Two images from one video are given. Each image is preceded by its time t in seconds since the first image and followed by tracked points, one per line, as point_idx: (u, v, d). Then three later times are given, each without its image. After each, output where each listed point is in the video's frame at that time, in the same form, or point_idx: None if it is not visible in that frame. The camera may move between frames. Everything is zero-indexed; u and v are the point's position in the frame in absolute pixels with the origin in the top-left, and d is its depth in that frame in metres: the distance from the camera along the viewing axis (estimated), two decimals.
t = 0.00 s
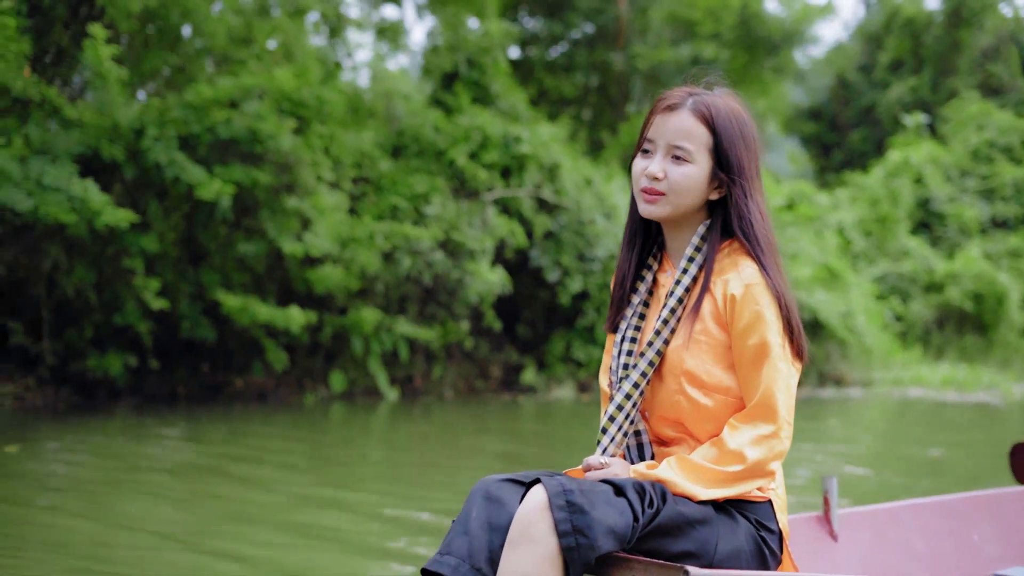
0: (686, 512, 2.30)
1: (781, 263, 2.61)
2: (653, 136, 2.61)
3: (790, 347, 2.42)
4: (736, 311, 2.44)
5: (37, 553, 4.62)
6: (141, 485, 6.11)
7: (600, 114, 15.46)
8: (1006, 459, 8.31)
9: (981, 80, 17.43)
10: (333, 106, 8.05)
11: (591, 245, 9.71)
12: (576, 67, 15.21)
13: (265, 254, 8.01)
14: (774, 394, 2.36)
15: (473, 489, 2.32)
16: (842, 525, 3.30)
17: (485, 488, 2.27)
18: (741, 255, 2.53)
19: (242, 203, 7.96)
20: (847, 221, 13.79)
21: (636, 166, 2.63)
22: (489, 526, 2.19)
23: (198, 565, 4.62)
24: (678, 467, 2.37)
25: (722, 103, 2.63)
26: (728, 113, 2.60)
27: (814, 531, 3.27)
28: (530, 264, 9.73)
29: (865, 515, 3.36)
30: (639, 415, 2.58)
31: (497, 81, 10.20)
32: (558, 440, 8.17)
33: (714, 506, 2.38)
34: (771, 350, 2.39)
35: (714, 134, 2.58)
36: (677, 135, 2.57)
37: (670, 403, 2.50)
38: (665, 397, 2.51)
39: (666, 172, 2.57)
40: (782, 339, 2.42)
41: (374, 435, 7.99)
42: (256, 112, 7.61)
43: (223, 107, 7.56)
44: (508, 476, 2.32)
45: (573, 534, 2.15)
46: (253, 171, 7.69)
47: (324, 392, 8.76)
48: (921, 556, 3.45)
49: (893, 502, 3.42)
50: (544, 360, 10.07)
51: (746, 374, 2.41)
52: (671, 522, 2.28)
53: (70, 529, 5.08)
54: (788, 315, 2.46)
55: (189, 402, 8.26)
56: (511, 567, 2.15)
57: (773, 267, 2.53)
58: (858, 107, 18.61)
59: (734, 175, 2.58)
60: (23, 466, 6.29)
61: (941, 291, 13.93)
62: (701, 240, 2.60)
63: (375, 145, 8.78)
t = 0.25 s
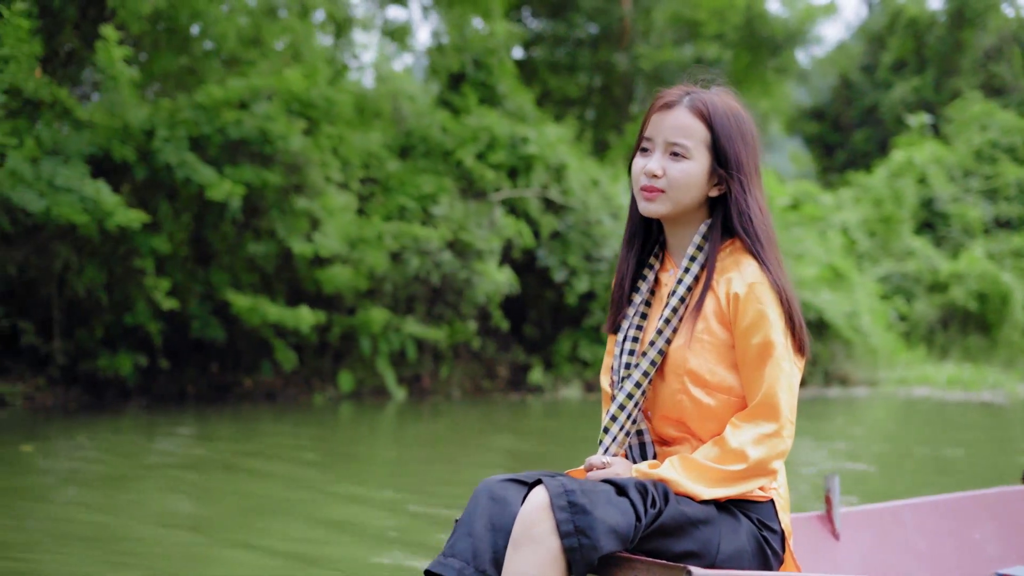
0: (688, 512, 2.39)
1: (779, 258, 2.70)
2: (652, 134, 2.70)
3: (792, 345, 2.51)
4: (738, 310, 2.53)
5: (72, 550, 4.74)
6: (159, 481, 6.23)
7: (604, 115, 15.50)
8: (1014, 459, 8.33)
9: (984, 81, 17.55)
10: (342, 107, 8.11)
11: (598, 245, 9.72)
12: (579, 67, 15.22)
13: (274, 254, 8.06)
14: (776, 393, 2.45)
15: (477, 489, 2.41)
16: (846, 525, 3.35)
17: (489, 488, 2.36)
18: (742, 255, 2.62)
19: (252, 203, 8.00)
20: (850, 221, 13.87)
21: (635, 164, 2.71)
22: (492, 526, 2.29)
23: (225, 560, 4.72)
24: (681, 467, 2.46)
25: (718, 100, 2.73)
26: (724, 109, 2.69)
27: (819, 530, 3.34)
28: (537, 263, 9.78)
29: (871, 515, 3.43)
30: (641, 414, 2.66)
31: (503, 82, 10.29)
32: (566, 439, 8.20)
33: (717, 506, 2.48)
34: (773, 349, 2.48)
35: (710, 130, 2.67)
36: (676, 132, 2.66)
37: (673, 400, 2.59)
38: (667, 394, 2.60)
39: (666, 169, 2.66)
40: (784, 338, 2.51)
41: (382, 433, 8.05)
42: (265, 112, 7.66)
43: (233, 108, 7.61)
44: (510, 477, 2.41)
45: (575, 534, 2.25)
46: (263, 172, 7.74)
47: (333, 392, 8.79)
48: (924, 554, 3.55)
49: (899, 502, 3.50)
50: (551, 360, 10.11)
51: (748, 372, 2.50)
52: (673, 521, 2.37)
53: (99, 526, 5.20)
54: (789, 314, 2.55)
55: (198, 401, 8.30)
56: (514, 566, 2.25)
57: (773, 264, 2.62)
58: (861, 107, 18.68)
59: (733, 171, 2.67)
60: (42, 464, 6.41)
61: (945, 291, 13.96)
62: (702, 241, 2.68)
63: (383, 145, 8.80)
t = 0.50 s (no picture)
0: (690, 511, 2.28)
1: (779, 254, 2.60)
2: (649, 130, 2.61)
3: (794, 344, 2.41)
4: (739, 309, 2.43)
5: (102, 544, 4.84)
6: (168, 473, 6.33)
7: (607, 115, 15.51)
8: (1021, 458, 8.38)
9: (987, 81, 17.58)
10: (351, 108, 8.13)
11: (604, 246, 9.78)
12: (583, 68, 15.23)
13: (283, 254, 8.09)
14: (778, 393, 2.35)
15: (476, 489, 2.30)
16: (847, 523, 3.34)
17: (488, 488, 2.25)
18: (743, 253, 2.52)
19: (262, 204, 8.03)
20: (854, 222, 13.90)
21: (632, 161, 2.62)
22: (493, 525, 2.17)
23: (252, 550, 4.83)
24: (681, 467, 2.35)
25: (717, 97, 2.64)
26: (723, 106, 2.60)
27: (821, 530, 3.32)
28: (544, 263, 9.82)
29: (874, 515, 3.41)
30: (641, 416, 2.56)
31: (510, 83, 10.29)
32: (574, 438, 8.26)
33: (718, 504, 2.36)
34: (775, 348, 2.38)
35: (709, 127, 2.58)
36: (672, 128, 2.57)
37: (673, 402, 2.49)
38: (667, 396, 2.50)
39: (663, 164, 2.56)
40: (786, 337, 2.41)
41: (391, 430, 8.11)
42: (275, 113, 7.68)
43: (243, 109, 7.63)
44: (510, 476, 2.30)
45: (577, 533, 2.14)
46: (272, 172, 7.77)
47: (341, 391, 8.83)
48: (925, 554, 3.55)
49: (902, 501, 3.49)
50: (557, 360, 10.15)
51: (750, 373, 2.40)
52: (675, 521, 2.26)
53: (121, 520, 5.28)
54: (791, 312, 2.45)
55: (206, 400, 8.33)
56: (516, 568, 2.13)
57: (774, 261, 2.52)
58: (864, 107, 18.73)
59: (733, 167, 2.57)
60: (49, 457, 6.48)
61: (949, 291, 14.01)
62: (702, 238, 2.58)
63: (391, 146, 8.83)
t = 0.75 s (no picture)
0: (691, 511, 2.29)
1: (777, 253, 2.60)
2: (645, 128, 2.62)
3: (792, 344, 2.41)
4: (737, 310, 2.43)
5: (142, 538, 4.90)
6: (172, 467, 6.44)
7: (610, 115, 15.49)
8: None
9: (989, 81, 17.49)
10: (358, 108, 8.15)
11: (611, 246, 9.82)
12: (586, 68, 15.21)
13: (292, 254, 8.13)
14: (776, 394, 2.36)
15: (481, 490, 2.32)
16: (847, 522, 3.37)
17: (492, 490, 2.27)
18: (740, 253, 2.52)
19: (271, 205, 8.09)
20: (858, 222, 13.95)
21: (628, 159, 2.63)
22: (496, 528, 2.20)
23: (288, 545, 4.90)
24: (681, 467, 2.36)
25: (714, 95, 2.64)
26: (720, 103, 2.61)
27: (820, 528, 3.35)
28: (550, 263, 9.86)
29: (873, 514, 3.44)
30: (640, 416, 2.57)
31: (515, 84, 10.44)
32: (582, 436, 8.31)
33: (719, 505, 2.38)
34: (773, 350, 2.38)
35: (705, 124, 2.59)
36: (668, 125, 2.58)
37: (672, 402, 2.50)
38: (667, 396, 2.51)
39: (659, 162, 2.57)
40: (785, 339, 2.41)
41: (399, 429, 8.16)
42: (283, 114, 7.71)
43: (252, 109, 7.67)
44: (514, 477, 2.32)
45: (578, 535, 2.15)
46: (281, 172, 7.80)
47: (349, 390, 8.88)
48: (925, 552, 3.55)
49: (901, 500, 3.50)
50: (564, 359, 10.20)
51: (748, 373, 2.40)
52: (675, 522, 2.28)
53: (149, 516, 5.33)
54: (789, 313, 2.46)
55: (215, 400, 8.37)
56: (520, 570, 2.15)
57: (772, 262, 2.52)
58: (867, 108, 18.77)
59: (729, 164, 2.57)
60: (56, 452, 6.59)
61: (953, 290, 14.05)
62: (700, 239, 2.59)
63: (398, 146, 8.87)
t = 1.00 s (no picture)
0: (690, 510, 2.25)
1: (775, 252, 2.54)
2: (641, 126, 2.57)
3: (790, 345, 2.35)
4: (734, 310, 2.37)
5: (186, 534, 5.01)
6: (181, 463, 6.54)
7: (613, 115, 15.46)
8: None
9: (993, 81, 17.57)
10: (366, 109, 8.19)
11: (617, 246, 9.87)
12: (588, 69, 15.11)
13: (301, 254, 8.18)
14: (775, 395, 2.30)
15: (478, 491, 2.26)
16: (847, 522, 3.40)
17: (489, 491, 2.21)
18: (738, 253, 2.46)
19: (280, 206, 8.16)
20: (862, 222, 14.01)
21: (624, 157, 2.58)
22: (495, 530, 2.14)
23: (326, 541, 5.01)
24: (678, 467, 2.31)
25: (710, 92, 2.58)
26: (717, 101, 2.55)
27: (820, 527, 3.37)
28: (556, 263, 9.91)
29: (873, 514, 3.47)
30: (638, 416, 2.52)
31: (521, 85, 10.51)
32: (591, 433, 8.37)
33: (717, 504, 2.33)
34: (770, 352, 2.32)
35: (701, 122, 2.53)
36: (664, 122, 2.53)
37: (668, 403, 2.45)
38: (663, 397, 2.46)
39: (654, 160, 2.51)
40: (782, 340, 2.35)
41: (408, 427, 8.22)
42: (292, 114, 7.74)
43: (262, 110, 7.71)
44: (510, 477, 2.26)
45: (577, 535, 2.10)
46: (290, 172, 7.85)
47: (357, 390, 8.94)
48: (925, 552, 3.60)
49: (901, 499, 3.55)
50: (570, 359, 10.24)
51: (746, 376, 2.34)
52: (674, 521, 2.23)
53: (185, 513, 5.42)
54: (787, 313, 2.40)
55: (224, 399, 8.42)
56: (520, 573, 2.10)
57: (770, 261, 2.46)
58: (869, 108, 18.84)
59: (726, 162, 2.51)
60: (76, 450, 6.65)
61: (957, 290, 14.11)
62: (698, 238, 2.53)
63: (405, 147, 8.92)
